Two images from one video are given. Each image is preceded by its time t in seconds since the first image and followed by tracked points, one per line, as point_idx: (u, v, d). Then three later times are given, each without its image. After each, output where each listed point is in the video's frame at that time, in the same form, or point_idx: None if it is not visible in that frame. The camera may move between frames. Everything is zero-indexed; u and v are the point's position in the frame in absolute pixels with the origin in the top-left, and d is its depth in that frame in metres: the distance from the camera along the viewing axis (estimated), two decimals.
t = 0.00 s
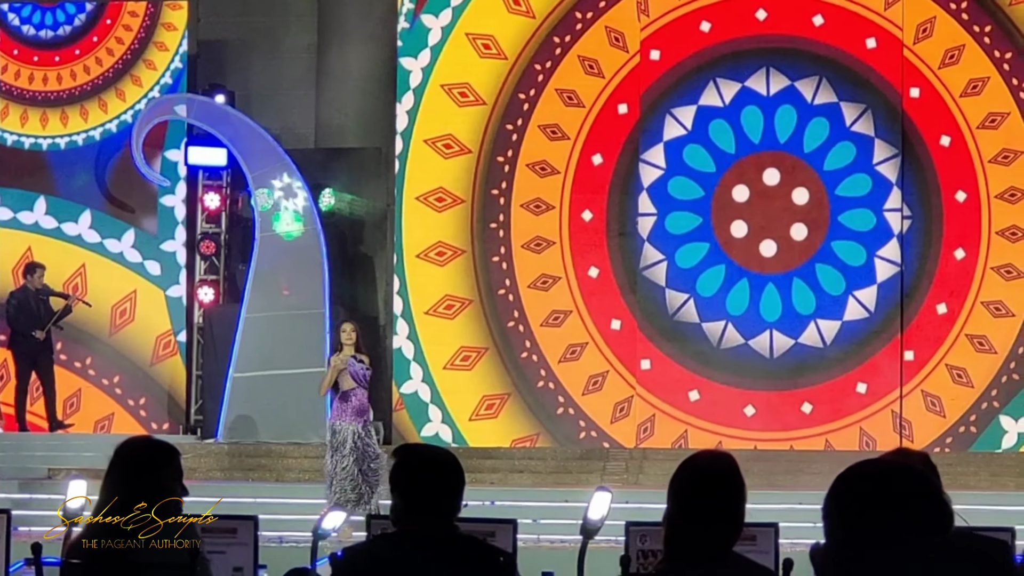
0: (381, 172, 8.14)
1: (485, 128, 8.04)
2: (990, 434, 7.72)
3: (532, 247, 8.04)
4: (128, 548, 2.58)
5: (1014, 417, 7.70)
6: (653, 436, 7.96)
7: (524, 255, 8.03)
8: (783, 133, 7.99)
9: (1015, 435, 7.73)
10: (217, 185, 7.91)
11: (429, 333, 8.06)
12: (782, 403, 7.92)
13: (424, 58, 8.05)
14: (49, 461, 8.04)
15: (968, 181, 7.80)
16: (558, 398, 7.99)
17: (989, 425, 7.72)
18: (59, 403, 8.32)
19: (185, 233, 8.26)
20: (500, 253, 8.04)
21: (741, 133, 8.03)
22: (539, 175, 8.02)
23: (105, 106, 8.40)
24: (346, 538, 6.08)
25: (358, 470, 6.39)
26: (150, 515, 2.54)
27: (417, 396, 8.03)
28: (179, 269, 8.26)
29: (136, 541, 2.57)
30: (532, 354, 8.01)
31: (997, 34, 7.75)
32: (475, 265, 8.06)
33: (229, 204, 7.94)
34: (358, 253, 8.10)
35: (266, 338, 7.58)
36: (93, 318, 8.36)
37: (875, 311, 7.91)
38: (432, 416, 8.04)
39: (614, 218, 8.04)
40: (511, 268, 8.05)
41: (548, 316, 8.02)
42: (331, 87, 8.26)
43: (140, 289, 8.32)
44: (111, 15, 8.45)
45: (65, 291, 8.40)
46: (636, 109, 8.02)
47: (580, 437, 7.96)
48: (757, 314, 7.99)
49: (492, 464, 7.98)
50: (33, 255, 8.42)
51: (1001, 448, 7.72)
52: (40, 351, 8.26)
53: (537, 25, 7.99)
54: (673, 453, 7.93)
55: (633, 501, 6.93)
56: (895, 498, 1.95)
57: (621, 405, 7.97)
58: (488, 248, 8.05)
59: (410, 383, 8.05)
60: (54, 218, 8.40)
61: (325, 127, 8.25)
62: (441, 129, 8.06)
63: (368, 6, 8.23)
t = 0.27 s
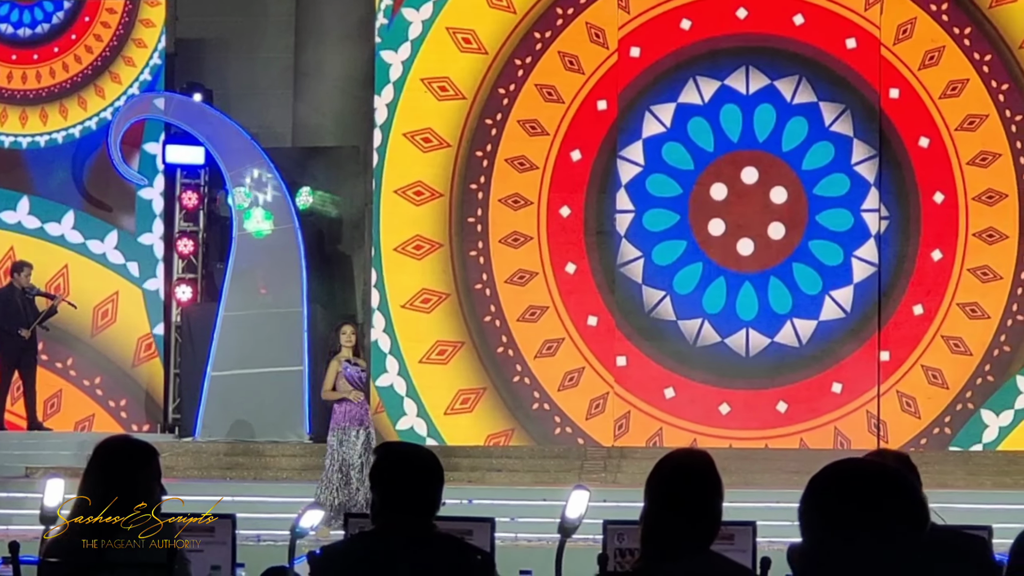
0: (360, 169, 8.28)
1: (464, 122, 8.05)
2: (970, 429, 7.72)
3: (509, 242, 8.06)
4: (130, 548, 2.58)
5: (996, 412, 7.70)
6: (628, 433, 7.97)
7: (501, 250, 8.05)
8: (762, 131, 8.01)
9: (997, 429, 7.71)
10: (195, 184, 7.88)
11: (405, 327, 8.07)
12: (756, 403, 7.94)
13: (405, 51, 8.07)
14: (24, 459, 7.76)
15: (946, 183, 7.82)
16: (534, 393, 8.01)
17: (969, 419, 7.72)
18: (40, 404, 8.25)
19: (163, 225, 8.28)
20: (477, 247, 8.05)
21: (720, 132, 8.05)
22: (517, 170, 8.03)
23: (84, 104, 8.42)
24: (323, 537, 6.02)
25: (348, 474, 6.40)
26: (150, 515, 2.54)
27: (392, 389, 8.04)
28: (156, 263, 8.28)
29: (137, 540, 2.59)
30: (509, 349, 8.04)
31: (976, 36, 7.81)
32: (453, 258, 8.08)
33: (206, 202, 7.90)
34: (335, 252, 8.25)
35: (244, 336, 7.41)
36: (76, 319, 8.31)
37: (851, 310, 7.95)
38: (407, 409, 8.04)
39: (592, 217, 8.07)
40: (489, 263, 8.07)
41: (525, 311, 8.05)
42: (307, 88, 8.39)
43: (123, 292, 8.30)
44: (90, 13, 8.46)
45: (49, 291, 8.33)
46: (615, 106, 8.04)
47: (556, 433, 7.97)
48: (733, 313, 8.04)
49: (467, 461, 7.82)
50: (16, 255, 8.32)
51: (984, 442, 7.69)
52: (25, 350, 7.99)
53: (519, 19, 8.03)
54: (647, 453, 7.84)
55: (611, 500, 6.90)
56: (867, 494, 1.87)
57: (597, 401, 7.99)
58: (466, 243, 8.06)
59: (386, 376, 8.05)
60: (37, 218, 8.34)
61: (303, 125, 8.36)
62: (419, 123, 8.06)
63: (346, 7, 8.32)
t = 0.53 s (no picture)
0: (320, 171, 8.24)
1: (428, 116, 8.13)
2: (935, 423, 7.76)
3: (472, 237, 8.15)
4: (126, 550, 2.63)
5: (960, 406, 7.75)
6: (588, 430, 8.05)
7: (464, 245, 8.15)
8: (725, 131, 8.08)
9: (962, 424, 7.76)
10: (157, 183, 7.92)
11: (365, 320, 8.14)
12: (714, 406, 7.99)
13: (370, 45, 8.15)
14: None
15: (909, 185, 7.89)
16: (493, 389, 8.10)
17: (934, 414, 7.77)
18: (5, 404, 8.19)
19: (126, 218, 8.24)
20: (439, 241, 8.15)
21: (683, 130, 8.13)
22: (481, 166, 8.12)
23: (48, 102, 8.34)
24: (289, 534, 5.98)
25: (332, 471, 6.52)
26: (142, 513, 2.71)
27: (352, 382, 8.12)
28: (117, 255, 8.24)
29: (133, 541, 2.66)
30: (470, 344, 8.12)
31: (940, 39, 7.86)
32: (415, 251, 8.17)
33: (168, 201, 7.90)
34: (299, 251, 8.27)
35: (208, 334, 7.42)
36: (45, 319, 8.24)
37: (812, 311, 8.00)
38: (367, 402, 8.12)
39: (555, 215, 8.16)
40: (451, 258, 8.16)
41: (486, 307, 8.13)
42: (271, 88, 8.38)
43: (90, 293, 8.23)
44: (53, 9, 8.36)
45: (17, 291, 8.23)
46: (579, 103, 8.14)
47: (515, 429, 8.06)
48: (694, 311, 8.11)
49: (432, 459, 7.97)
50: None
51: (949, 436, 7.74)
52: None
53: (485, 14, 8.11)
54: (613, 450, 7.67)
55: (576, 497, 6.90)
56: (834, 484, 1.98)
57: (556, 397, 8.07)
58: (429, 237, 8.16)
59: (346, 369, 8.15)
60: (4, 218, 8.28)
61: (267, 124, 8.35)
62: (383, 116, 8.14)
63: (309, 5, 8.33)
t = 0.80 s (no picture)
0: (275, 170, 8.31)
1: (385, 111, 8.23)
2: (894, 418, 7.80)
3: (427, 233, 8.22)
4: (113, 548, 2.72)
5: (919, 401, 7.80)
6: (541, 427, 8.03)
7: (419, 240, 8.22)
8: (681, 130, 8.17)
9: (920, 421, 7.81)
10: (112, 182, 7.84)
11: (320, 314, 8.19)
12: (663, 406, 8.03)
13: (328, 39, 8.23)
14: None
15: (863, 187, 7.97)
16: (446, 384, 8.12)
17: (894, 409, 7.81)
18: None
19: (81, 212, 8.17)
20: (394, 236, 8.23)
21: (640, 129, 8.21)
22: (437, 162, 8.20)
23: (4, 99, 8.28)
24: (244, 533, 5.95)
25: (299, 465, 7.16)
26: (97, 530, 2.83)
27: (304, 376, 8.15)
28: (72, 249, 8.17)
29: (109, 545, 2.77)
30: (423, 339, 8.17)
31: (898, 42, 7.94)
32: (370, 244, 8.24)
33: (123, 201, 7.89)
34: (254, 250, 8.33)
35: (163, 333, 7.35)
36: (6, 321, 8.18)
37: (765, 311, 8.05)
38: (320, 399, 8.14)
39: (510, 214, 8.21)
40: (406, 254, 8.24)
41: (440, 303, 8.18)
42: (228, 89, 8.44)
43: (50, 295, 8.15)
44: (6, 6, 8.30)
45: None
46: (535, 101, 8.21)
47: (467, 425, 8.07)
48: (648, 310, 8.14)
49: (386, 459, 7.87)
50: None
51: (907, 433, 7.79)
52: None
53: (442, 11, 8.21)
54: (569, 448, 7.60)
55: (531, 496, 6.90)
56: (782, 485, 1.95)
57: (509, 394, 8.08)
58: (384, 232, 8.23)
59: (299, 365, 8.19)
60: None
61: (222, 123, 8.42)
62: (341, 111, 8.22)
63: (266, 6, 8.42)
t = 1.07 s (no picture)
0: (215, 169, 8.31)
1: (325, 108, 8.28)
2: (837, 414, 7.95)
3: (366, 229, 8.27)
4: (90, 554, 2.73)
5: (862, 397, 7.94)
6: (479, 425, 8.17)
7: (358, 237, 8.27)
8: (622, 131, 8.21)
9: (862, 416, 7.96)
10: (52, 181, 7.99)
11: (258, 309, 8.26)
12: (598, 408, 8.13)
13: (269, 34, 8.28)
14: None
15: (803, 191, 8.07)
16: (383, 382, 8.21)
17: (837, 404, 7.95)
18: None
19: (19, 207, 8.03)
20: (334, 232, 8.27)
21: (581, 129, 8.24)
22: (377, 159, 8.26)
23: None
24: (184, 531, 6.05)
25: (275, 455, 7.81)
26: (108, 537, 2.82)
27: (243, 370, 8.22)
28: (10, 244, 8.00)
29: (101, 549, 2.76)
30: (360, 336, 8.25)
31: (839, 46, 8.03)
32: (309, 240, 8.28)
33: (63, 201, 8.05)
34: (193, 250, 8.31)
35: (99, 333, 7.57)
36: None
37: (703, 314, 8.15)
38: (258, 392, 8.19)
39: (449, 214, 8.25)
40: (345, 250, 8.28)
41: (379, 300, 8.26)
42: (167, 87, 8.39)
43: None
44: None
45: None
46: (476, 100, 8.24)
47: (404, 422, 8.19)
48: (586, 310, 8.20)
49: (328, 460, 8.01)
50: None
51: (850, 427, 7.94)
52: None
53: (385, 8, 8.26)
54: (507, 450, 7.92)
55: (466, 498, 7.09)
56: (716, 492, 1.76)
57: (446, 392, 8.20)
58: (323, 228, 8.27)
59: (237, 359, 8.25)
60: None
61: (161, 123, 8.37)
62: (282, 106, 8.28)
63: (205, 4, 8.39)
